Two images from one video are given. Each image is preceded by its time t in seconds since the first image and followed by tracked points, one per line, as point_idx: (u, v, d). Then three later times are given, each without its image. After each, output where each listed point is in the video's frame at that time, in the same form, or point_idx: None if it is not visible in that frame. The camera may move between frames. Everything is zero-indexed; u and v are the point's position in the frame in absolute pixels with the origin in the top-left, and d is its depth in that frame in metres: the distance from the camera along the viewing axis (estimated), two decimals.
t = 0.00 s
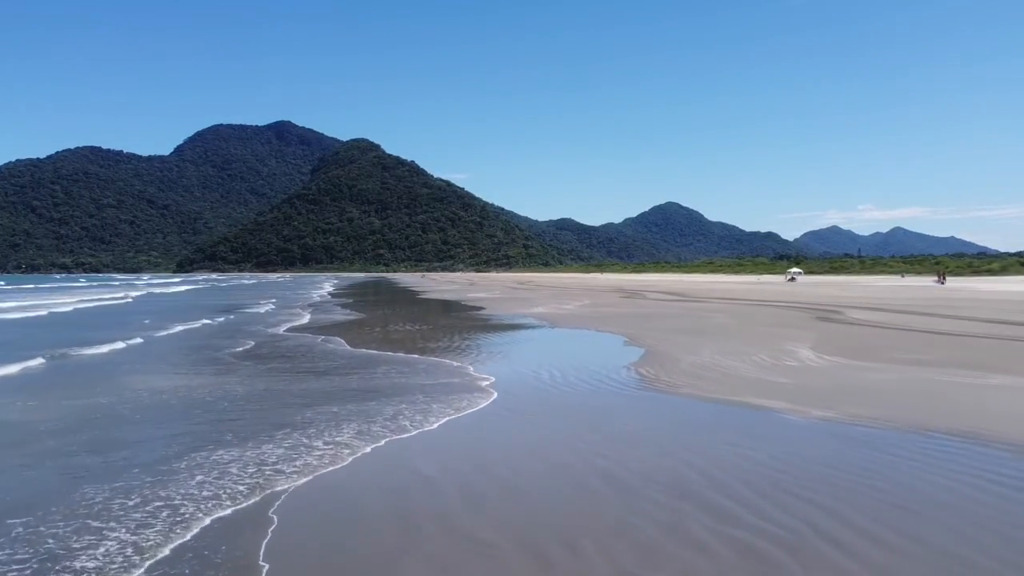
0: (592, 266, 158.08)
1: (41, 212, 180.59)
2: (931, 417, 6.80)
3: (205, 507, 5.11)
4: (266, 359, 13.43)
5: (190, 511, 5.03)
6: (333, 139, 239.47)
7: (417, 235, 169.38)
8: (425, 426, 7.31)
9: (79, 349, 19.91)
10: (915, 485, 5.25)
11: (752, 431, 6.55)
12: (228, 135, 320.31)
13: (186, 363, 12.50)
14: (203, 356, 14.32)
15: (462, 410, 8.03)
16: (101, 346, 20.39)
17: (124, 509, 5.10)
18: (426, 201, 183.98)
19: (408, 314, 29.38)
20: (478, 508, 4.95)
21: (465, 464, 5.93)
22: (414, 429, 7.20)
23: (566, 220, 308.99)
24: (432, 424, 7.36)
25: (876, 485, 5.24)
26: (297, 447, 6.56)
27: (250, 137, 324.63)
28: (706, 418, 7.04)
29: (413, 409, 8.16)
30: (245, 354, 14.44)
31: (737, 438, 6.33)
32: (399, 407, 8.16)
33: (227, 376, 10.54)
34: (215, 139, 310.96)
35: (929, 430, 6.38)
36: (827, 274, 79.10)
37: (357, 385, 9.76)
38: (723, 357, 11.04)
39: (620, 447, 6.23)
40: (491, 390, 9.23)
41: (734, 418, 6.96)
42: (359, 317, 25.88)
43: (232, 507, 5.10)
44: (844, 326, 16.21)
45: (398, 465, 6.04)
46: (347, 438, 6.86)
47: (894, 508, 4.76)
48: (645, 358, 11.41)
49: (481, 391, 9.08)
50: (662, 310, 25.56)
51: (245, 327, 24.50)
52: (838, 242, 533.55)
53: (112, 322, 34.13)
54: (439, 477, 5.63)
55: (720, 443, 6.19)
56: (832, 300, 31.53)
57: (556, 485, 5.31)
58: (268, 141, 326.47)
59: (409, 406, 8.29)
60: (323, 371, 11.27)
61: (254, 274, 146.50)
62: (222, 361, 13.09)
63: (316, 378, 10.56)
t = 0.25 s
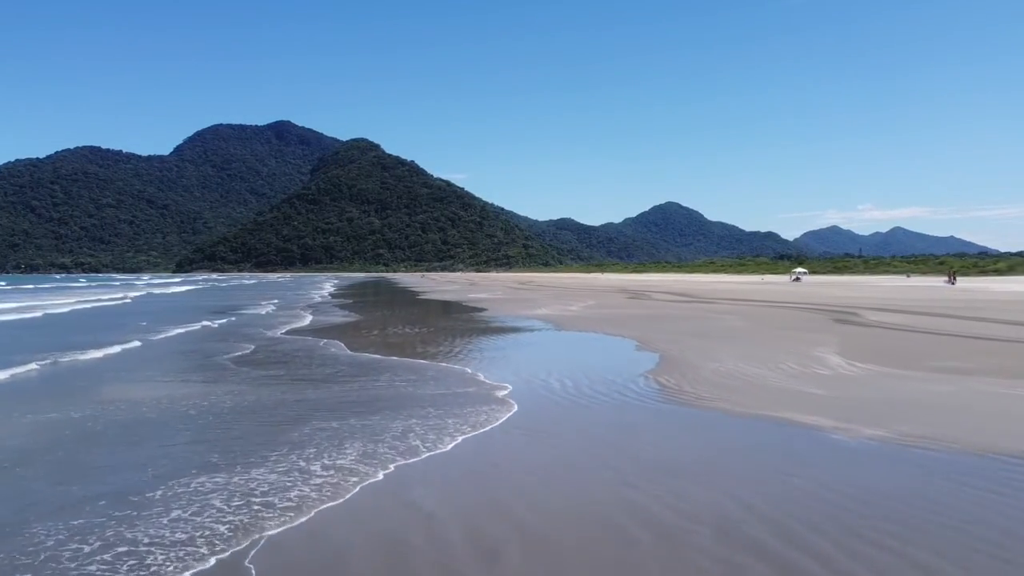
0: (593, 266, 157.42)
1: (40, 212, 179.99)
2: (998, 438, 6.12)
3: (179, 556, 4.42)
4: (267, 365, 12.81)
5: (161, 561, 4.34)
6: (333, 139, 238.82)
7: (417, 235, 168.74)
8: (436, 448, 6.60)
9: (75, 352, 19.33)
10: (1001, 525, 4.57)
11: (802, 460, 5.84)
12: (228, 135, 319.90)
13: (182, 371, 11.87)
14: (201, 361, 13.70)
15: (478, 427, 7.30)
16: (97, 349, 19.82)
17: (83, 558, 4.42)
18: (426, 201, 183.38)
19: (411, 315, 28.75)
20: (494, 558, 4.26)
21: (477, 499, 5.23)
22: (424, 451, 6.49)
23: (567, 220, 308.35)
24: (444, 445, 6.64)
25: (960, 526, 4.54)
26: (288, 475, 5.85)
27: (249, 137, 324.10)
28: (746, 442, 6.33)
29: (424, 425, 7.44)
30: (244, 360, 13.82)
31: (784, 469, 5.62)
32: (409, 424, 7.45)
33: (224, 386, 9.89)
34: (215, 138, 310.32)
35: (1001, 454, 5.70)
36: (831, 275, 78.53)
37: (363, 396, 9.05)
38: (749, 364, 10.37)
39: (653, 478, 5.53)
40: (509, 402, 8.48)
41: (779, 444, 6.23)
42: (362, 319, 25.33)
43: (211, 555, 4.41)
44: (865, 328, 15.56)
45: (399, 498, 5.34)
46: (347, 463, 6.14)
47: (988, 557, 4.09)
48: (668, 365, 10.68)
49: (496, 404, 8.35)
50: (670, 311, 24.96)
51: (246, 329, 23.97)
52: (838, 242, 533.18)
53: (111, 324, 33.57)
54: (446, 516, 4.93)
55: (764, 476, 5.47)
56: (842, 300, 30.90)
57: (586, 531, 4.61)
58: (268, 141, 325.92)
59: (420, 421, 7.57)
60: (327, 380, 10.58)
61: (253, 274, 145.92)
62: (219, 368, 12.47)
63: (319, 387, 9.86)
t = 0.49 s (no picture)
0: (593, 266, 156.71)
1: (40, 212, 179.38)
2: None
3: None
4: (267, 372, 12.22)
5: None
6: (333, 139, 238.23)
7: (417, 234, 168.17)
8: (453, 476, 5.89)
9: (70, 357, 18.75)
10: None
11: (862, 495, 5.16)
12: (228, 135, 319.41)
13: (178, 379, 11.27)
14: (199, 368, 13.11)
15: (499, 449, 6.58)
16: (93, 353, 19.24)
17: None
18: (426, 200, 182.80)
19: (413, 317, 28.17)
20: None
21: (496, 546, 4.55)
22: (439, 480, 5.79)
23: (567, 220, 307.60)
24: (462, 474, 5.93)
25: None
26: (280, 513, 5.15)
27: (249, 137, 323.67)
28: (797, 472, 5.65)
29: (437, 446, 6.73)
30: (244, 366, 13.23)
31: (845, 508, 4.94)
32: (421, 445, 6.76)
33: (221, 397, 9.24)
34: (214, 138, 309.79)
35: None
36: (834, 274, 77.87)
37: (369, 410, 8.36)
38: (779, 373, 9.70)
39: (697, 520, 4.84)
40: (524, 416, 7.78)
41: (834, 475, 5.56)
42: (363, 320, 24.75)
43: None
44: (887, 332, 14.93)
45: (405, 545, 4.64)
46: (353, 496, 5.45)
47: None
48: (693, 373, 9.98)
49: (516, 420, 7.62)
50: (679, 313, 24.34)
51: (246, 332, 23.39)
52: (838, 242, 532.96)
53: (110, 326, 33.00)
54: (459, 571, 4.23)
55: (825, 519, 4.78)
56: (852, 302, 30.26)
57: None
58: (268, 140, 325.46)
59: (433, 441, 6.88)
60: (331, 390, 9.93)
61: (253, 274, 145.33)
62: (218, 375, 11.87)
63: (323, 399, 9.19)
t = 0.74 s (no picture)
0: (594, 266, 156.13)
1: (39, 212, 178.79)
2: None
3: None
4: (268, 380, 11.62)
5: None
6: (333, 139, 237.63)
7: (417, 234, 167.49)
8: (471, 513, 5.18)
9: (66, 361, 18.19)
10: None
11: (949, 542, 4.46)
12: (228, 135, 318.88)
13: (173, 390, 10.66)
14: (196, 375, 12.52)
15: (522, 478, 5.88)
16: (89, 358, 18.69)
17: None
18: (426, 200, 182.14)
19: (416, 318, 27.61)
20: None
21: None
22: (456, 519, 5.09)
23: (567, 220, 307.08)
24: (481, 512, 5.18)
25: None
26: (268, 568, 4.40)
27: (250, 137, 323.22)
28: (866, 511, 4.94)
29: (451, 473, 6.03)
30: (244, 372, 12.65)
31: (929, 560, 4.24)
32: (433, 471, 6.06)
33: (216, 411, 8.61)
34: (214, 138, 309.29)
35: None
36: (838, 275, 77.26)
37: (375, 427, 7.67)
38: (813, 383, 9.01)
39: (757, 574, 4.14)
40: (543, 434, 7.07)
41: (908, 514, 4.86)
42: (365, 323, 24.20)
43: None
44: (913, 337, 14.26)
45: None
46: (355, 541, 4.74)
47: None
48: (720, 382, 9.27)
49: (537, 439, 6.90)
50: (687, 315, 23.77)
51: (246, 335, 22.88)
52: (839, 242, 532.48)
53: (109, 328, 32.46)
54: None
55: (907, 573, 4.07)
56: (862, 303, 29.66)
57: None
58: (268, 140, 324.96)
59: (446, 466, 6.18)
60: (335, 402, 9.27)
61: (252, 275, 144.73)
62: (216, 384, 11.28)
63: (325, 412, 8.51)
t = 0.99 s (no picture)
0: (595, 266, 155.31)
1: (38, 212, 178.16)
2: None
3: None
4: (264, 390, 10.89)
5: None
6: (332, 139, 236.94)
7: (416, 234, 166.78)
8: (494, 565, 4.40)
9: (57, 367, 17.52)
10: None
11: None
12: (228, 135, 318.30)
13: (161, 401, 9.92)
14: (189, 384, 11.80)
15: (548, 514, 5.13)
16: (82, 363, 17.99)
17: None
18: (426, 200, 181.47)
19: (418, 320, 26.88)
20: None
21: None
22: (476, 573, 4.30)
23: (568, 220, 306.26)
24: (509, 565, 4.35)
25: None
26: None
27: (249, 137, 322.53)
28: (964, 564, 4.15)
29: (468, 509, 5.25)
30: (240, 381, 11.92)
31: None
32: (444, 504, 5.31)
33: (205, 428, 7.85)
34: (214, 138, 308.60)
35: None
36: (842, 275, 76.53)
37: (380, 448, 6.90)
38: (850, 393, 8.24)
39: None
40: (562, 457, 6.30)
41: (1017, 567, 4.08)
42: (366, 325, 23.51)
43: None
44: (937, 341, 13.54)
45: None
46: None
47: None
48: (754, 393, 8.48)
49: (563, 464, 6.10)
50: (696, 317, 23.05)
51: (244, 338, 22.23)
52: (839, 243, 532.01)
53: (107, 331, 31.78)
54: None
55: None
56: (874, 304, 28.90)
57: None
58: (268, 140, 324.44)
59: (459, 499, 5.42)
60: (335, 417, 8.51)
61: (252, 275, 144.06)
62: (208, 394, 10.54)
63: (324, 431, 7.73)
